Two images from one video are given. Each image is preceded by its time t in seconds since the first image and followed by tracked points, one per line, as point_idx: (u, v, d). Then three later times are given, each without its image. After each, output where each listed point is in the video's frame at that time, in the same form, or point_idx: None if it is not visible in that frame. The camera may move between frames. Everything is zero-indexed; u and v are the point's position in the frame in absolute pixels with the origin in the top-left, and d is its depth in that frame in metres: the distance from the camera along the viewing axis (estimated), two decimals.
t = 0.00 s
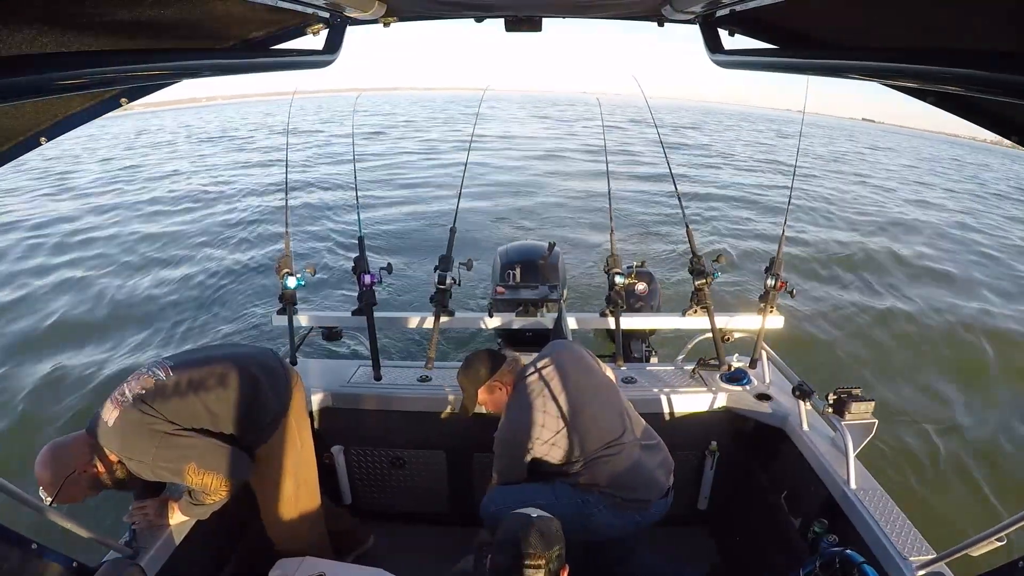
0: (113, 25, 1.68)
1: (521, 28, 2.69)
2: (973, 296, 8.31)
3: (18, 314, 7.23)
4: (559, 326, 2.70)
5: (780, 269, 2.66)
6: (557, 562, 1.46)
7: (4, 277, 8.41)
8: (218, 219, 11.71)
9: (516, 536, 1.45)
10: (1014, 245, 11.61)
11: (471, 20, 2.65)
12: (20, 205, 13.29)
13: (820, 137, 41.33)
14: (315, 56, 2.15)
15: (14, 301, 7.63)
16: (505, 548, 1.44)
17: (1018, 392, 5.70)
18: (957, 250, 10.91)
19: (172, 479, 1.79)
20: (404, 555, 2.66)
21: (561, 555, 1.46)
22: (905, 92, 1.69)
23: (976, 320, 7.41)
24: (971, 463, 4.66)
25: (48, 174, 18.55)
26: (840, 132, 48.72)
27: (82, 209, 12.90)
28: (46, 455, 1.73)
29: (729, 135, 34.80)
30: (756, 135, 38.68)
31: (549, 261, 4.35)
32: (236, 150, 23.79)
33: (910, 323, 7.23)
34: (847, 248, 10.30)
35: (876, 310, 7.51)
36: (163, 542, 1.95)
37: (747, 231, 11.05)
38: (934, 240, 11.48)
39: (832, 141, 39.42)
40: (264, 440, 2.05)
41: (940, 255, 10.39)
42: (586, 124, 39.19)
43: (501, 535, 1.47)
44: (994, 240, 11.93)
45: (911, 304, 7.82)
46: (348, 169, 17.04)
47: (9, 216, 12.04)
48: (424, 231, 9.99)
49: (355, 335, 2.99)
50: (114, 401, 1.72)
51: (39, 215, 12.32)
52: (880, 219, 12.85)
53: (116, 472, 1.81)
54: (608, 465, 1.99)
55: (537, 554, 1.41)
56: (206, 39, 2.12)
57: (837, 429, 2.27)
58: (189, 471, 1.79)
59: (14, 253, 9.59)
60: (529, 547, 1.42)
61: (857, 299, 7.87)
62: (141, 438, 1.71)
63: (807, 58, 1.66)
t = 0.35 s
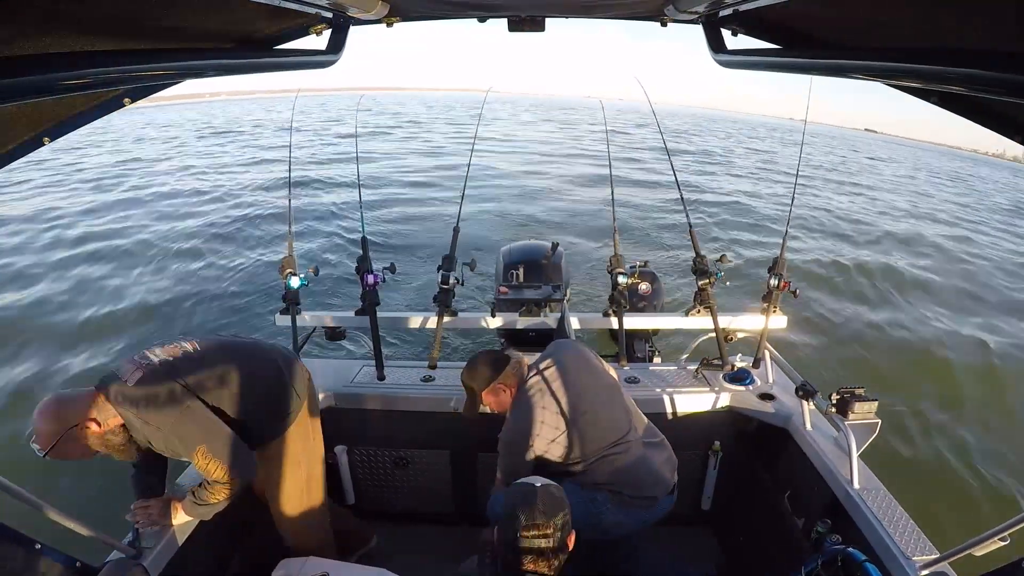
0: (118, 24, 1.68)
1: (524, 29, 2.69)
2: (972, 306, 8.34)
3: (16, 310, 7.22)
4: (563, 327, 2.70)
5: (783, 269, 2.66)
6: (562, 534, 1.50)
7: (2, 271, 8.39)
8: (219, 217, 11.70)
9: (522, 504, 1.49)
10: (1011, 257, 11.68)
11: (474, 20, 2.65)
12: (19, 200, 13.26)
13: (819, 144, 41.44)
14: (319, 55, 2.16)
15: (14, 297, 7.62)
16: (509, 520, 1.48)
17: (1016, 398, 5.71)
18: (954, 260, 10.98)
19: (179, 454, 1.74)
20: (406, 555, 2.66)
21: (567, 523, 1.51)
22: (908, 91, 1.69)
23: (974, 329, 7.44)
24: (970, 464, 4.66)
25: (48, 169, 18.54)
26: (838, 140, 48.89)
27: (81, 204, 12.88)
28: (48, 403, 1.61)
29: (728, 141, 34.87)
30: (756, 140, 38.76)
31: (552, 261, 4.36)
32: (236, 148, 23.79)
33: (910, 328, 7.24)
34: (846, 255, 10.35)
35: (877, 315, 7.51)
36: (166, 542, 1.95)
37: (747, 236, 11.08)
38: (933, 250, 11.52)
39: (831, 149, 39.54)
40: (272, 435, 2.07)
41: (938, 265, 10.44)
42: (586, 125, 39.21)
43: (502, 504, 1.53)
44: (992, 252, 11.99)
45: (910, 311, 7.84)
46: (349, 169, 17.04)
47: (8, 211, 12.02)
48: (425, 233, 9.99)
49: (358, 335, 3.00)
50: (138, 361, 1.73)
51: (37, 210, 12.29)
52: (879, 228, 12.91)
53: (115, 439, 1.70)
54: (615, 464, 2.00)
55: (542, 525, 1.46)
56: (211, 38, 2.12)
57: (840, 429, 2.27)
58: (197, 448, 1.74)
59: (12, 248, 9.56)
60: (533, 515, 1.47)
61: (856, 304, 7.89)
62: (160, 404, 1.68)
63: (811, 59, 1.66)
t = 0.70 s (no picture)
0: (118, 23, 1.68)
1: (524, 28, 2.69)
2: (971, 309, 8.35)
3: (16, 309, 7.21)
4: (562, 327, 2.70)
5: (783, 269, 2.66)
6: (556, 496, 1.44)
7: (2, 270, 8.39)
8: (219, 217, 11.70)
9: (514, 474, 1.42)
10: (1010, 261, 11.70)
11: (474, 20, 2.65)
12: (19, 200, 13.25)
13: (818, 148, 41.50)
14: (319, 55, 2.16)
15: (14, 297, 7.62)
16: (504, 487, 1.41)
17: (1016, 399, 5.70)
18: (953, 263, 10.99)
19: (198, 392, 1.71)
20: (406, 556, 2.66)
21: (559, 482, 1.46)
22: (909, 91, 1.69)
23: (973, 331, 7.45)
24: (970, 465, 4.66)
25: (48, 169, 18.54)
26: (837, 143, 48.99)
27: (81, 205, 12.87)
28: (91, 294, 1.57)
29: (728, 143, 34.92)
30: (755, 143, 38.80)
31: (551, 261, 4.36)
32: (236, 148, 23.78)
33: (910, 330, 7.25)
34: (845, 257, 10.37)
35: (876, 317, 7.52)
36: (165, 542, 1.94)
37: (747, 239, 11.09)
38: (932, 254, 11.54)
39: (831, 152, 39.57)
40: (274, 433, 2.10)
41: (938, 268, 10.46)
42: (586, 126, 39.22)
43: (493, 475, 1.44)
44: (991, 256, 12.01)
45: (910, 313, 7.85)
46: (349, 170, 17.06)
47: (8, 211, 12.02)
48: (425, 233, 9.99)
49: (358, 335, 3.00)
50: (197, 304, 1.79)
51: (37, 210, 12.28)
52: (878, 230, 12.93)
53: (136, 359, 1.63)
54: (613, 464, 2.00)
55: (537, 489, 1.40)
56: (211, 38, 2.13)
57: (840, 429, 2.27)
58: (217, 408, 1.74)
59: (12, 248, 9.55)
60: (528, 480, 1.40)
61: (855, 305, 7.90)
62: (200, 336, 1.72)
63: (811, 58, 1.66)
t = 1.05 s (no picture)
0: (115, 24, 1.68)
1: (520, 28, 2.69)
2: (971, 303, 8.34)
3: (17, 314, 7.22)
4: (559, 327, 2.71)
5: (779, 269, 2.66)
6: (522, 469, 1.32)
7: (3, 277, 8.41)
8: (219, 222, 11.72)
9: (466, 462, 1.30)
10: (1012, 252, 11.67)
11: (471, 20, 2.65)
12: (21, 207, 13.29)
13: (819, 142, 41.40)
14: (316, 55, 2.16)
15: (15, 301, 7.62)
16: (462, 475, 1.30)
17: (1017, 396, 5.69)
18: (954, 257, 10.97)
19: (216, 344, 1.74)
20: (404, 555, 2.66)
21: (520, 460, 1.32)
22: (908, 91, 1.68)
23: (973, 326, 7.44)
24: (969, 464, 4.65)
25: (49, 176, 18.60)
26: (838, 138, 48.94)
27: (83, 210, 12.90)
28: (138, 233, 1.67)
29: (728, 141, 34.91)
30: (755, 140, 38.76)
31: (548, 261, 4.36)
32: (236, 153, 23.84)
33: (909, 326, 7.25)
34: (845, 253, 10.36)
35: (875, 315, 7.51)
36: (163, 543, 1.94)
37: (747, 236, 11.09)
38: (933, 247, 11.53)
39: (831, 147, 39.49)
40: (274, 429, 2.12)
41: (939, 262, 10.44)
42: (586, 125, 39.22)
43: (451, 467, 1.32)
44: (992, 247, 11.99)
45: (909, 309, 7.84)
46: (348, 172, 17.09)
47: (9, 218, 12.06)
48: (424, 234, 10.00)
49: (355, 335, 3.00)
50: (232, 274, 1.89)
51: (38, 217, 12.31)
52: (879, 225, 12.91)
53: (164, 303, 1.69)
54: (609, 465, 2.00)
55: (495, 473, 1.28)
56: (209, 38, 2.12)
57: (836, 429, 2.28)
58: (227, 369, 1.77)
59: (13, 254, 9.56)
60: (483, 464, 1.28)
61: (855, 302, 7.88)
62: (227, 294, 1.80)
63: (808, 58, 1.65)
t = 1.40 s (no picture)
0: (114, 24, 1.68)
1: (519, 28, 2.69)
2: (971, 298, 8.34)
3: (18, 317, 7.22)
4: (557, 327, 2.71)
5: (778, 269, 2.65)
6: (480, 468, 1.28)
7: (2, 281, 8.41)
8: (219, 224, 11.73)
9: (428, 465, 1.28)
10: (1012, 246, 11.67)
11: (469, 20, 2.65)
12: (22, 212, 13.29)
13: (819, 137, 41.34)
14: (314, 55, 2.16)
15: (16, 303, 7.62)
16: (422, 479, 1.28)
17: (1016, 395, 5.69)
18: (954, 251, 10.96)
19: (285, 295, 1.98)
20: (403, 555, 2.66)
21: (480, 463, 1.29)
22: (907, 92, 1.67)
23: (972, 322, 7.44)
24: (967, 463, 4.65)
25: (50, 181, 18.62)
26: (838, 133, 48.88)
27: (82, 214, 12.91)
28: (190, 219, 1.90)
29: (727, 139, 34.90)
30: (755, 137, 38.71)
31: (547, 261, 4.37)
32: (236, 156, 23.86)
33: (908, 324, 7.25)
34: (844, 249, 10.35)
35: (874, 313, 7.51)
36: (161, 542, 1.94)
37: (746, 234, 11.08)
38: (933, 242, 11.52)
39: (831, 143, 39.43)
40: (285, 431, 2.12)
41: (938, 257, 10.44)
42: (586, 125, 39.22)
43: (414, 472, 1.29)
44: (992, 241, 11.99)
45: (908, 306, 7.84)
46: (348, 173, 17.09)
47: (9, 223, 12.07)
48: (423, 235, 10.00)
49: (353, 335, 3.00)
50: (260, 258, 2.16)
51: (39, 221, 12.30)
52: (879, 222, 12.90)
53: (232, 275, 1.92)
54: (608, 465, 1.99)
55: (455, 472, 1.25)
56: (208, 38, 2.12)
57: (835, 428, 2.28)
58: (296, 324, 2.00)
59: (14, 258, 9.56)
60: (439, 463, 1.27)
61: (853, 300, 7.88)
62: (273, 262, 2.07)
63: (807, 58, 1.65)
